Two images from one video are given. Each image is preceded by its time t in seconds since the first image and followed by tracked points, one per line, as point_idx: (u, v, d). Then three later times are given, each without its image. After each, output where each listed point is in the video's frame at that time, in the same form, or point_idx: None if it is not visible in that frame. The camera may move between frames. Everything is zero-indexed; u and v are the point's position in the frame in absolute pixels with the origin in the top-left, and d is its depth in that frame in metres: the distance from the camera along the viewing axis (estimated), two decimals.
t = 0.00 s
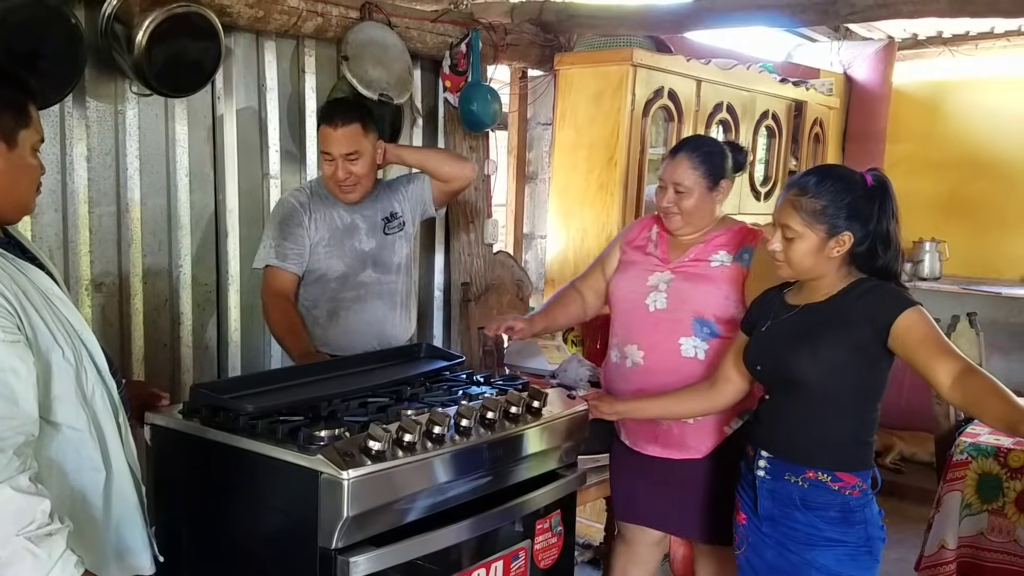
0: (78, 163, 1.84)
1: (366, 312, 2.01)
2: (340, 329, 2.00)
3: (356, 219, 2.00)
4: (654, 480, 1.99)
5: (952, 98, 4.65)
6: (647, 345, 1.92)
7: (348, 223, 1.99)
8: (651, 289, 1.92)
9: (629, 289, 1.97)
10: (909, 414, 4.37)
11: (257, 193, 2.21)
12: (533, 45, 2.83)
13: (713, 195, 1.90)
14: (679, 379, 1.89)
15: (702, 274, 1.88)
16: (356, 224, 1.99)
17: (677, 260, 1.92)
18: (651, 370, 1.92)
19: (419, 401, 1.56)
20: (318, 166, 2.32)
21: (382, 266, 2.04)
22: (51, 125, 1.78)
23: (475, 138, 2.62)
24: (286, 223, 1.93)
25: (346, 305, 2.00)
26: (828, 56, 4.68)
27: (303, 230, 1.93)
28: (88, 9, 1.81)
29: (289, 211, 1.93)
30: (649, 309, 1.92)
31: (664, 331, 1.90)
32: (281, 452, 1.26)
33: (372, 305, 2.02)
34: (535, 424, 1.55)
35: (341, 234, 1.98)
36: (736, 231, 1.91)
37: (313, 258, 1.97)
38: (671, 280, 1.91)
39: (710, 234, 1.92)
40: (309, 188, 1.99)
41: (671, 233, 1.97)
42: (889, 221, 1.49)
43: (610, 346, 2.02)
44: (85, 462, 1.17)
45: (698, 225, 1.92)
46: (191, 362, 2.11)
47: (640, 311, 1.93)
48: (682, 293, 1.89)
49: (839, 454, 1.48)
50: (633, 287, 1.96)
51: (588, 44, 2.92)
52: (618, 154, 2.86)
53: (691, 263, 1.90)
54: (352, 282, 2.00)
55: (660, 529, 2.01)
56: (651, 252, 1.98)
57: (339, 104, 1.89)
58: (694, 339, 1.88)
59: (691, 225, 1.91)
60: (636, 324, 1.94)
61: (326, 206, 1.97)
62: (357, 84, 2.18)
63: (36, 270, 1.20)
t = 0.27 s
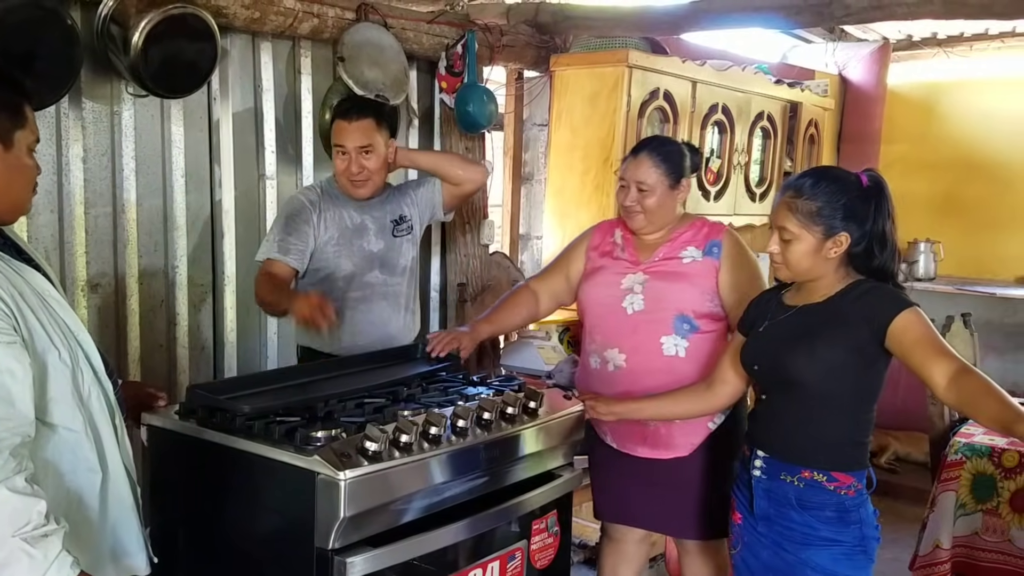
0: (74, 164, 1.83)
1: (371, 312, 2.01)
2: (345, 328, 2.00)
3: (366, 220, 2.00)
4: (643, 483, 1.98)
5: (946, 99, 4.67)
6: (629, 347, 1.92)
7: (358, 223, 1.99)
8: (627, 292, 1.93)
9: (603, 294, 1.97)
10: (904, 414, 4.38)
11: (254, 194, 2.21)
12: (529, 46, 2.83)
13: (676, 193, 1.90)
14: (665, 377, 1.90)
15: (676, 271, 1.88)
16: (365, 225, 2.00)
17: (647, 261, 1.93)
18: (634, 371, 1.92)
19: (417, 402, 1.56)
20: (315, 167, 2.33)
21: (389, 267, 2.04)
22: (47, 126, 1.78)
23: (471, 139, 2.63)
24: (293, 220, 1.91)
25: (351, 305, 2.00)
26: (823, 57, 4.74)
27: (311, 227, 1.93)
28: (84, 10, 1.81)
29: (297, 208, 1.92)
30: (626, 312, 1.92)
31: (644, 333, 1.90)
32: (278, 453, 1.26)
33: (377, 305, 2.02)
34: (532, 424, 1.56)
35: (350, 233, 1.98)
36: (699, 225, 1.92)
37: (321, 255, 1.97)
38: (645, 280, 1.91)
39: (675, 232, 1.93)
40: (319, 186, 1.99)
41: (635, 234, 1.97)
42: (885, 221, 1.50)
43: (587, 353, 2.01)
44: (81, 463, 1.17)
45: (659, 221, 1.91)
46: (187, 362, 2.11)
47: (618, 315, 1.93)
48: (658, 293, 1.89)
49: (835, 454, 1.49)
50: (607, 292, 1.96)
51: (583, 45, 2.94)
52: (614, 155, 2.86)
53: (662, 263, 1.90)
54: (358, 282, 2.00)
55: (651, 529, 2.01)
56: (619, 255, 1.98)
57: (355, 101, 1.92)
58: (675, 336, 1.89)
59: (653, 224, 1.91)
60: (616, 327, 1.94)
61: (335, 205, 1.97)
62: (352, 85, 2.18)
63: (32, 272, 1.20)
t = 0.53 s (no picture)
0: (72, 163, 1.83)
1: (377, 313, 2.01)
2: (351, 327, 2.00)
3: (376, 220, 2.00)
4: (637, 481, 1.98)
5: (944, 98, 4.68)
6: (618, 349, 1.93)
7: (368, 223, 1.99)
8: (612, 294, 1.93)
9: (588, 297, 1.96)
10: (901, 412, 4.39)
11: (252, 193, 2.21)
12: (527, 46, 2.78)
13: (653, 194, 1.90)
14: (656, 377, 1.92)
15: (661, 272, 1.90)
16: (375, 225, 1.99)
17: (630, 262, 1.93)
18: (625, 373, 1.93)
19: (415, 400, 1.56)
20: (313, 165, 2.33)
21: (397, 269, 2.04)
22: (45, 124, 1.78)
23: (468, 139, 2.63)
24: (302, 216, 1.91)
25: (358, 305, 2.00)
26: (822, 56, 4.71)
27: (322, 223, 1.93)
28: (82, 8, 1.81)
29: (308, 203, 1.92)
30: (614, 315, 1.93)
31: (633, 334, 1.91)
32: (276, 452, 1.26)
33: (385, 307, 2.02)
34: (531, 423, 1.56)
35: (360, 233, 1.98)
36: (677, 224, 1.93)
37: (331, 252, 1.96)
38: (631, 282, 1.91)
39: (654, 232, 1.94)
40: (331, 183, 1.99)
41: (613, 235, 1.97)
42: (884, 220, 1.50)
43: (575, 355, 2.01)
44: (76, 462, 1.17)
45: (639, 221, 1.91)
46: (185, 361, 2.11)
47: (604, 318, 1.94)
48: (645, 294, 1.90)
49: (833, 452, 1.49)
50: (593, 295, 1.95)
51: (582, 44, 2.94)
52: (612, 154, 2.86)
53: (646, 263, 1.91)
54: (367, 283, 2.00)
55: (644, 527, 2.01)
56: (599, 257, 1.97)
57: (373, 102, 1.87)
58: (664, 336, 1.91)
59: (630, 225, 1.91)
60: (603, 330, 1.94)
61: (347, 203, 1.97)
62: (351, 84, 2.18)
63: (30, 270, 1.20)
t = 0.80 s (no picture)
0: (71, 163, 1.83)
1: (381, 317, 2.01)
2: (353, 330, 2.00)
3: (385, 226, 1.99)
4: (634, 482, 1.98)
5: (943, 98, 4.68)
6: (613, 351, 1.93)
7: (377, 229, 1.98)
8: (606, 295, 1.92)
9: (582, 299, 1.96)
10: (901, 412, 4.39)
11: (251, 193, 2.21)
12: (527, 45, 2.78)
13: (644, 194, 1.90)
14: (653, 379, 1.92)
15: (653, 272, 1.90)
16: (384, 231, 1.99)
17: (623, 263, 1.92)
18: (622, 373, 1.93)
19: (415, 400, 1.56)
20: (312, 165, 2.33)
21: (403, 274, 2.04)
22: (44, 124, 1.77)
23: (468, 139, 2.63)
24: (311, 223, 1.92)
25: (362, 309, 2.00)
26: (822, 56, 4.70)
27: (328, 231, 1.93)
28: (81, 8, 1.81)
29: (315, 211, 1.93)
30: (608, 316, 1.92)
31: (628, 336, 1.91)
32: (275, 452, 1.26)
33: (388, 311, 2.02)
34: (530, 422, 1.55)
35: (368, 239, 1.97)
36: (669, 224, 1.93)
37: (337, 258, 1.96)
38: (624, 283, 1.91)
39: (647, 232, 1.93)
40: (340, 187, 1.98)
41: (606, 236, 1.96)
42: (884, 219, 1.50)
43: (569, 356, 2.00)
44: (72, 464, 1.17)
45: (632, 221, 1.91)
46: (184, 361, 2.11)
47: (599, 319, 1.93)
48: (639, 295, 1.90)
49: (834, 452, 1.49)
50: (586, 296, 1.95)
51: (581, 44, 2.93)
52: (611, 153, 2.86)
53: (639, 264, 1.91)
54: (371, 287, 2.00)
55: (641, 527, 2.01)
56: (593, 258, 1.96)
57: (388, 112, 1.85)
58: (658, 336, 1.91)
59: (624, 225, 1.91)
60: (598, 331, 1.94)
61: (355, 208, 1.96)
62: (350, 83, 2.17)
63: (29, 271, 1.20)
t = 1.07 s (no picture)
0: (71, 162, 1.83)
1: (369, 319, 2.01)
2: (342, 333, 2.00)
3: (369, 226, 1.98)
4: (633, 482, 1.98)
5: (944, 97, 4.67)
6: (612, 350, 1.92)
7: (361, 230, 1.97)
8: (607, 295, 1.92)
9: (581, 298, 1.95)
10: (903, 412, 4.38)
11: (251, 192, 2.20)
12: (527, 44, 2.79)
13: (644, 193, 1.90)
14: (654, 378, 1.91)
15: (652, 271, 1.89)
16: (368, 231, 1.98)
17: (623, 262, 1.92)
18: (623, 372, 1.93)
19: (415, 400, 1.56)
20: (312, 164, 2.33)
21: (390, 274, 2.03)
22: (43, 123, 1.77)
23: (468, 138, 2.63)
24: (296, 225, 1.92)
25: (351, 312, 1.99)
26: (822, 56, 4.70)
27: (313, 232, 1.93)
28: (81, 7, 1.81)
29: (299, 212, 1.92)
30: (608, 315, 1.92)
31: (628, 335, 1.91)
32: (275, 451, 1.25)
33: (376, 313, 2.02)
34: (531, 421, 1.55)
35: (352, 240, 1.97)
36: (669, 223, 1.93)
37: (322, 261, 1.96)
38: (624, 282, 1.91)
39: (646, 231, 1.93)
40: (323, 187, 1.97)
41: (606, 235, 1.96)
42: (885, 217, 1.49)
43: (568, 355, 2.00)
44: (71, 462, 1.16)
45: (633, 219, 1.91)
46: (185, 360, 2.10)
47: (599, 318, 1.93)
48: (639, 294, 1.89)
49: (836, 451, 1.48)
50: (586, 295, 1.95)
51: (582, 43, 2.93)
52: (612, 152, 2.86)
53: (639, 263, 1.91)
54: (358, 289, 1.99)
55: (641, 527, 2.01)
56: (592, 257, 1.96)
57: (365, 105, 1.84)
58: (659, 336, 1.90)
59: (623, 224, 1.90)
60: (598, 330, 1.94)
61: (339, 210, 1.95)
62: (350, 82, 2.16)
63: (30, 269, 1.20)
